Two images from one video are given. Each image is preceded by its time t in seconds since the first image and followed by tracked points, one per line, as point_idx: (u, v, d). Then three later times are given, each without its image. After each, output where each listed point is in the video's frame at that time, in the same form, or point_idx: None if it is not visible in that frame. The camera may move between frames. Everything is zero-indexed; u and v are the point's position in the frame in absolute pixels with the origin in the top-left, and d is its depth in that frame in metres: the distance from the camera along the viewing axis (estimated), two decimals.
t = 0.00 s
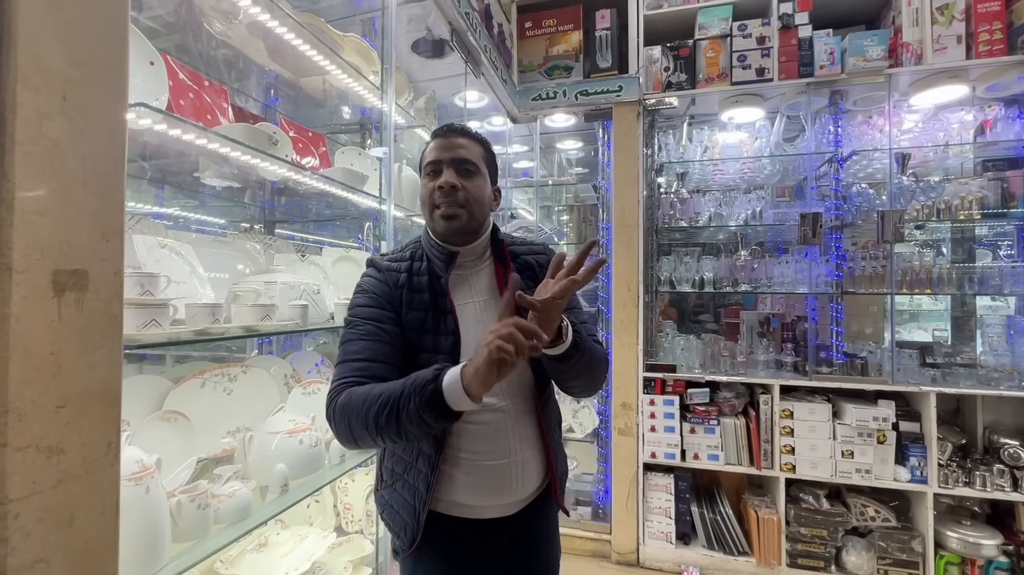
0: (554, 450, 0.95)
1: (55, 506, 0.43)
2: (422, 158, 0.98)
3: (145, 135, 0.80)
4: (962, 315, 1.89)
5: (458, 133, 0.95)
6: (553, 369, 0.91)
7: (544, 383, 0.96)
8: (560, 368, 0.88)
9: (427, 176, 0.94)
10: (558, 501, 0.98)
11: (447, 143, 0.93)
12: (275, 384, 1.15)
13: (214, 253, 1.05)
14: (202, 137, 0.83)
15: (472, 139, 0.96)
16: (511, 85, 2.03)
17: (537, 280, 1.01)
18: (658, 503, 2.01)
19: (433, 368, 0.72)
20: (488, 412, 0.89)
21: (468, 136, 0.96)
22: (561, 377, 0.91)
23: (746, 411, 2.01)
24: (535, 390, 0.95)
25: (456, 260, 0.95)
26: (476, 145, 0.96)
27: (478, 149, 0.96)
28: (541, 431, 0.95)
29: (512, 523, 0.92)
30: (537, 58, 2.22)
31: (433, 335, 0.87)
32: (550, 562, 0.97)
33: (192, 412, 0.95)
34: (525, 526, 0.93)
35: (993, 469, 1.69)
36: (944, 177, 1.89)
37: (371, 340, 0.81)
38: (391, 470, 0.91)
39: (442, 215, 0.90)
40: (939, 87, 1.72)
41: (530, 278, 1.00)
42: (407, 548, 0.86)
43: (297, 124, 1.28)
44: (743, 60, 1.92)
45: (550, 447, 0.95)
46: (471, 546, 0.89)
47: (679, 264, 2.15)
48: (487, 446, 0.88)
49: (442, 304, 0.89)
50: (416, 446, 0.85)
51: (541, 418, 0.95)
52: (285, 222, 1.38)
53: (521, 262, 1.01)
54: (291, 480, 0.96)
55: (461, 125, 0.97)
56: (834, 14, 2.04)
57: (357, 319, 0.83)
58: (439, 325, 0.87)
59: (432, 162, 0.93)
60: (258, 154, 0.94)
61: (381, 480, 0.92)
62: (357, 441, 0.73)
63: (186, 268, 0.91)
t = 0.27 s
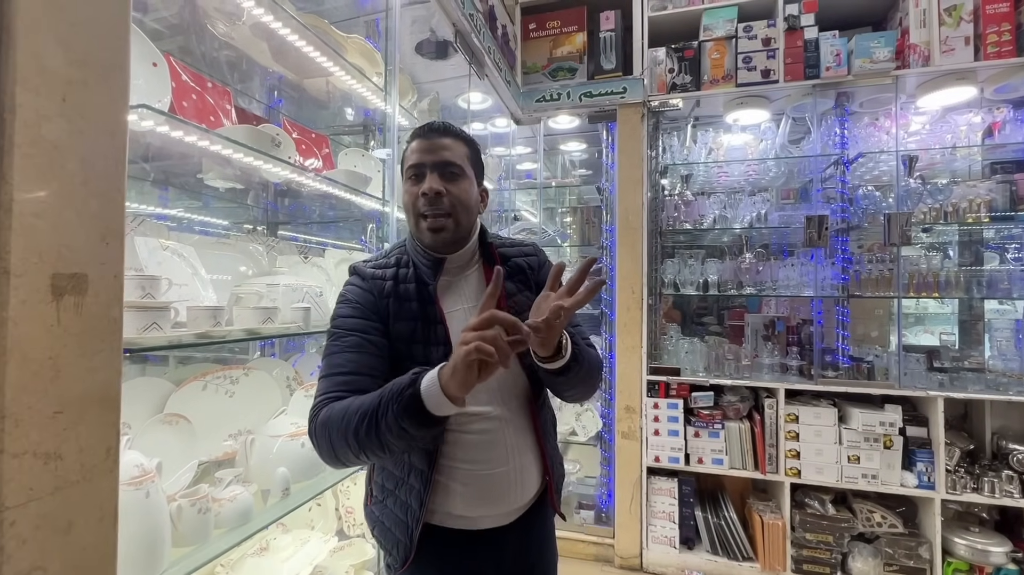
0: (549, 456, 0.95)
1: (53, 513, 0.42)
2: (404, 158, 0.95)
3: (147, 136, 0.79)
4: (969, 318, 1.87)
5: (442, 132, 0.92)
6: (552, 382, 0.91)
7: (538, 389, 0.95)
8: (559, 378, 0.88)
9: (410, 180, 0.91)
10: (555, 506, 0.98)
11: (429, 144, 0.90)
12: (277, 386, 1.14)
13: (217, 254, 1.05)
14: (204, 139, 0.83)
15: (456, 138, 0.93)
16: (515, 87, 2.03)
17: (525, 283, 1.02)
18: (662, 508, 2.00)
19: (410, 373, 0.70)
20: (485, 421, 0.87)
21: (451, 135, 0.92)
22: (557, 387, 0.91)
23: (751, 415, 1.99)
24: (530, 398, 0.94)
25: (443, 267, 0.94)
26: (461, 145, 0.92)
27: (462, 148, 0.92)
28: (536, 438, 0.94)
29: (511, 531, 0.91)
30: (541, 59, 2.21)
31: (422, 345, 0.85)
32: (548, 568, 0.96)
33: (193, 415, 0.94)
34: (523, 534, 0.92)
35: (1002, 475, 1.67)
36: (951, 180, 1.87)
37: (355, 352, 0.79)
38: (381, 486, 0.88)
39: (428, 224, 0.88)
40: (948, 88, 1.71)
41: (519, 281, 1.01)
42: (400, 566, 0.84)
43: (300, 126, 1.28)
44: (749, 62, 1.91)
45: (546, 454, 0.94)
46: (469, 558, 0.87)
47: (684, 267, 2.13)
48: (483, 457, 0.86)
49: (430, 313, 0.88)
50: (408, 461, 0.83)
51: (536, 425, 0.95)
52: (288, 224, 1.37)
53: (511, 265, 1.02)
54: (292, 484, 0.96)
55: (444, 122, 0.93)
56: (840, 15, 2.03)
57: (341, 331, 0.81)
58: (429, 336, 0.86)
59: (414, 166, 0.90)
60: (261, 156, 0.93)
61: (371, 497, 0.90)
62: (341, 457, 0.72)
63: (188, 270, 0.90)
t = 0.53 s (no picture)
0: (547, 470, 0.93)
1: (36, 538, 0.40)
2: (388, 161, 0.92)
3: (143, 141, 0.77)
4: (976, 325, 1.84)
5: (427, 133, 0.89)
6: (548, 397, 0.89)
7: (534, 401, 0.93)
8: (556, 394, 0.87)
9: (395, 185, 0.88)
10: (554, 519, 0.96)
11: (414, 148, 0.87)
12: (276, 394, 1.12)
13: (214, 260, 1.03)
14: (201, 143, 0.81)
15: (443, 139, 0.90)
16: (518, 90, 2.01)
17: (519, 290, 1.00)
18: (665, 516, 1.97)
19: (403, 384, 0.68)
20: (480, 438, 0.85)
21: (437, 136, 0.89)
22: (553, 400, 0.89)
23: (756, 423, 1.97)
24: (526, 411, 0.92)
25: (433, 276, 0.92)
26: (448, 146, 0.89)
27: (449, 150, 0.90)
28: (534, 452, 0.92)
29: (510, 549, 0.88)
30: (543, 63, 2.20)
31: (413, 359, 0.83)
32: None
33: (189, 424, 0.91)
34: (523, 551, 0.90)
35: (1012, 485, 1.64)
36: (958, 185, 1.85)
37: (341, 366, 0.76)
38: (374, 508, 0.86)
39: (415, 232, 0.86)
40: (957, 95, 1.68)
41: (513, 287, 1.00)
42: None
43: (301, 130, 1.26)
44: (754, 66, 1.90)
45: (544, 467, 0.92)
46: None
47: (687, 272, 2.11)
48: (480, 475, 0.84)
49: (421, 324, 0.85)
50: (401, 483, 0.81)
51: (533, 439, 0.92)
52: (287, 229, 1.35)
53: (504, 271, 1.01)
54: (290, 497, 0.95)
55: (429, 124, 0.90)
56: (845, 19, 2.01)
57: (326, 345, 0.78)
58: (420, 349, 0.84)
59: (399, 171, 0.87)
60: (262, 161, 0.91)
61: (364, 519, 0.87)
62: (329, 481, 0.68)
63: (185, 277, 0.88)
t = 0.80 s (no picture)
0: (551, 479, 0.90)
1: (25, 555, 0.38)
2: (383, 162, 0.89)
3: (143, 139, 0.76)
4: (986, 329, 1.82)
5: (425, 133, 0.86)
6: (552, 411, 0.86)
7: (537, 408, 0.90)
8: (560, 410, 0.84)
9: (391, 190, 0.86)
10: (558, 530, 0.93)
11: (410, 151, 0.84)
12: (277, 398, 1.09)
13: (216, 261, 1.01)
14: (203, 142, 0.79)
15: (440, 141, 0.87)
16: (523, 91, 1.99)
17: (521, 295, 0.98)
18: (671, 522, 1.94)
19: (428, 424, 0.64)
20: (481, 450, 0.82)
21: (435, 137, 0.87)
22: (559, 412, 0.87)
23: (763, 427, 1.94)
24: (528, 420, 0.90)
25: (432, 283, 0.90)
26: (446, 146, 0.87)
27: (447, 152, 0.87)
28: (537, 460, 0.90)
29: (514, 560, 0.86)
30: (548, 63, 2.18)
31: (413, 371, 0.82)
32: None
33: (189, 429, 0.89)
34: (527, 561, 0.89)
35: None
36: (969, 187, 1.83)
37: (340, 386, 0.73)
38: (371, 522, 0.83)
39: (413, 239, 0.84)
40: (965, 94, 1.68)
41: (515, 291, 0.98)
42: None
43: (304, 129, 1.25)
44: (761, 67, 1.88)
45: (547, 476, 0.90)
46: None
47: (693, 274, 2.09)
48: (481, 487, 0.82)
49: (420, 333, 0.83)
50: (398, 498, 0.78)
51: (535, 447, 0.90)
52: (289, 230, 1.33)
53: (506, 275, 0.98)
54: (291, 504, 0.93)
55: (426, 124, 0.87)
56: (854, 19, 1.99)
57: (324, 362, 0.75)
58: (420, 359, 0.82)
59: (396, 175, 0.85)
60: (263, 161, 0.90)
61: (361, 533, 0.85)
62: (331, 511, 0.65)
63: (185, 279, 0.86)
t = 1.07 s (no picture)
0: (553, 481, 0.89)
1: (24, 560, 0.37)
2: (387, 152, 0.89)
3: (144, 136, 0.75)
4: (992, 329, 1.80)
5: (428, 122, 0.86)
6: (554, 416, 0.84)
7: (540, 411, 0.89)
8: (563, 416, 0.82)
9: (394, 179, 0.86)
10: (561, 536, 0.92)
11: (414, 138, 0.84)
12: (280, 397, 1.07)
13: (217, 260, 1.00)
14: (205, 139, 0.78)
15: (444, 130, 0.87)
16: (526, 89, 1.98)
17: (525, 293, 0.97)
18: (674, 523, 1.93)
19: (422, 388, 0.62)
20: (482, 452, 0.81)
21: (438, 127, 0.87)
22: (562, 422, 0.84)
23: (767, 428, 1.93)
24: (532, 423, 0.88)
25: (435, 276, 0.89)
26: (449, 135, 0.87)
27: (450, 141, 0.87)
28: (539, 462, 0.88)
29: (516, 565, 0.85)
30: (552, 62, 2.17)
31: (413, 366, 0.80)
32: None
33: (191, 429, 0.89)
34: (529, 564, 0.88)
35: None
36: (976, 187, 1.81)
37: (331, 362, 0.70)
38: (370, 523, 0.83)
39: (417, 226, 0.83)
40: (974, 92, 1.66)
41: (519, 290, 0.97)
42: None
43: (307, 127, 1.25)
44: (767, 65, 1.86)
45: (549, 478, 0.89)
46: None
47: (697, 274, 2.08)
48: (482, 490, 0.81)
49: (422, 328, 0.82)
50: (397, 499, 0.77)
51: (537, 448, 0.89)
52: (291, 229, 1.32)
53: (511, 274, 0.97)
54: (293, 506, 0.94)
55: (429, 113, 0.87)
56: (860, 17, 1.98)
57: (318, 339, 0.73)
58: (420, 354, 0.81)
59: (399, 163, 0.85)
60: (266, 158, 0.89)
61: (360, 534, 0.84)
62: (309, 487, 0.61)
63: (187, 278, 0.85)
